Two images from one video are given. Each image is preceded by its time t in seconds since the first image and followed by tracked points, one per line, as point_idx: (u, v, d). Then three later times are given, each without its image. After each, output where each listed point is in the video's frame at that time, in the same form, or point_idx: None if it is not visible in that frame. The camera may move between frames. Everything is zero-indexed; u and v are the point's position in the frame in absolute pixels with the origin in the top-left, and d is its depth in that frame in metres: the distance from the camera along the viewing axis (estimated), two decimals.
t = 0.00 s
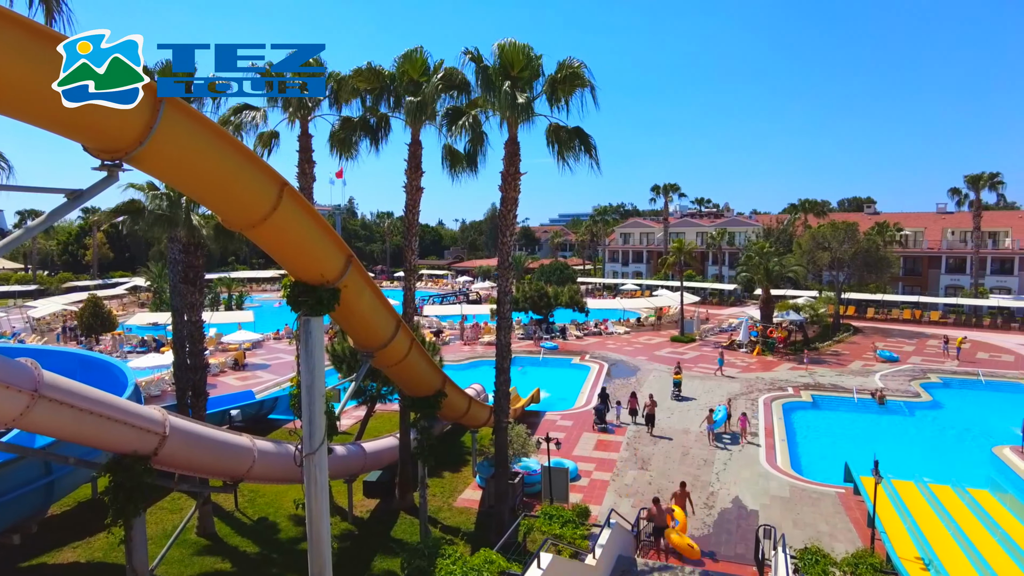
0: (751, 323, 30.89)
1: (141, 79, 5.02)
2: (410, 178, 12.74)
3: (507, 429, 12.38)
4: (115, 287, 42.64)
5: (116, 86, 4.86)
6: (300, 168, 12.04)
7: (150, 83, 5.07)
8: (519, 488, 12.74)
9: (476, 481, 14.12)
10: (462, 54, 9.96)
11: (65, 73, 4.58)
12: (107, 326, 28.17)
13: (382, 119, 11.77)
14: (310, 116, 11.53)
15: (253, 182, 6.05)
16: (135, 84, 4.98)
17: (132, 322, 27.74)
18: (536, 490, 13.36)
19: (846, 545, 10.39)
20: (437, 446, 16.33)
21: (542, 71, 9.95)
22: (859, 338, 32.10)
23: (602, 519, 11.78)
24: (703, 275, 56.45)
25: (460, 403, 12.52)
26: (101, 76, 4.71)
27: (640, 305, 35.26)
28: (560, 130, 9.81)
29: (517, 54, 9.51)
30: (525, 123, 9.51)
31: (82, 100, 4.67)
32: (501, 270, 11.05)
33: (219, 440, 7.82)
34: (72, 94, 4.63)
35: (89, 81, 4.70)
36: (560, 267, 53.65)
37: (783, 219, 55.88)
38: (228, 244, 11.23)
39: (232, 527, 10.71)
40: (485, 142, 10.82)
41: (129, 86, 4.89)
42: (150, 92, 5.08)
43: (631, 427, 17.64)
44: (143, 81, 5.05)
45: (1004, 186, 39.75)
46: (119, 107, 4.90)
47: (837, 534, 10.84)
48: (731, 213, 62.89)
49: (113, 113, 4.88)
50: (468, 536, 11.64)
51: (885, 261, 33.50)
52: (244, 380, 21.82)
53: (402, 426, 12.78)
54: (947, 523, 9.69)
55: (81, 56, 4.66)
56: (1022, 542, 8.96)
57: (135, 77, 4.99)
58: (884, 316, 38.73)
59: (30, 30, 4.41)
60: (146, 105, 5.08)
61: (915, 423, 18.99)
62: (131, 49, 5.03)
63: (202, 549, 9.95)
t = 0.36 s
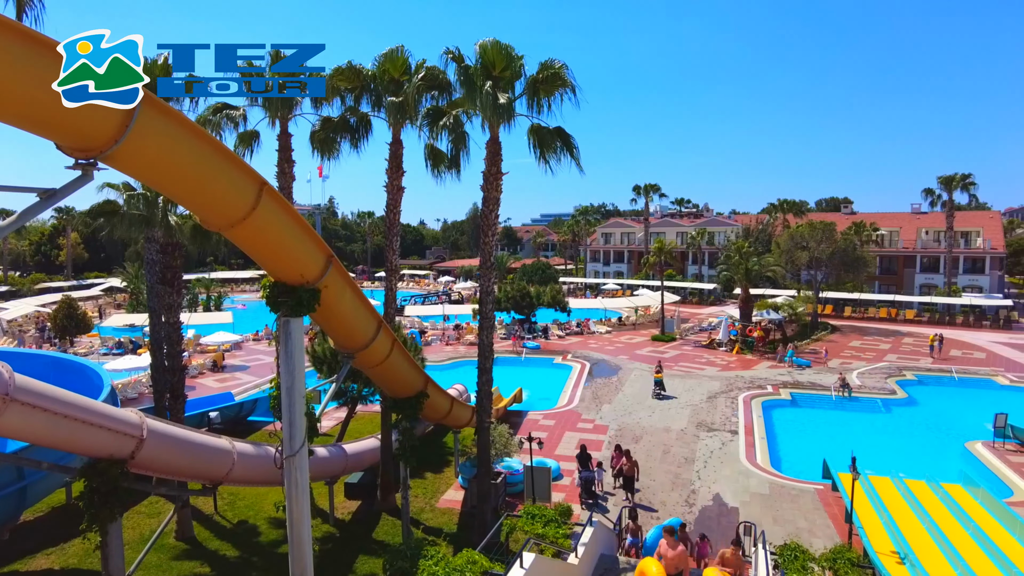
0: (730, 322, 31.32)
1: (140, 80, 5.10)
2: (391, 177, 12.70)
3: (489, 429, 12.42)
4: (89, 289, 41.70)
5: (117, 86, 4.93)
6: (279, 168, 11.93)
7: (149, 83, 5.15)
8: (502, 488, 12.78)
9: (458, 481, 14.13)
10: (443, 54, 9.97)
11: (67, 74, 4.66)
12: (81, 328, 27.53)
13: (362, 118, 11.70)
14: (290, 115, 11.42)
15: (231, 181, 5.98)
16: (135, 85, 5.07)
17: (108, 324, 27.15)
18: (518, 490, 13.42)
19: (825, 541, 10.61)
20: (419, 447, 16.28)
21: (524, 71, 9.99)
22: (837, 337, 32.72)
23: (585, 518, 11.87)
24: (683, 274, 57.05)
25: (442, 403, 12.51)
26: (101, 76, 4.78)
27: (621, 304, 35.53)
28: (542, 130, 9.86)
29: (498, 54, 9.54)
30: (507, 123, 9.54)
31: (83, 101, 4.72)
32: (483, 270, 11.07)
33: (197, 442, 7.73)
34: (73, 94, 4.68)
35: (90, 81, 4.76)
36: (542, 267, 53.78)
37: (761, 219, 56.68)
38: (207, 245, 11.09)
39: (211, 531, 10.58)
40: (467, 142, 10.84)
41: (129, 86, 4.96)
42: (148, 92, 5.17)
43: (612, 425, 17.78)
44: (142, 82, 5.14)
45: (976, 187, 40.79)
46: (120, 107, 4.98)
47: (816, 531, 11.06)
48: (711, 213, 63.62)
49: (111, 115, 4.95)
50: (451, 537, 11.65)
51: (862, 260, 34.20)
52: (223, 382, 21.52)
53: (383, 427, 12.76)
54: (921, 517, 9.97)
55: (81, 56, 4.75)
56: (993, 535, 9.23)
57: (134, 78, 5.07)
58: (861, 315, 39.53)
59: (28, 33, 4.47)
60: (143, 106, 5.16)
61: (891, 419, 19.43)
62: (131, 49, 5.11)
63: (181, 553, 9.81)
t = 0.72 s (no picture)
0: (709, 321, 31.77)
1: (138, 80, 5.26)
2: (369, 176, 12.64)
3: (469, 428, 12.43)
4: (60, 290, 40.65)
5: (117, 86, 5.06)
6: (256, 167, 11.79)
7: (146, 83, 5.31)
8: (482, 488, 12.81)
9: (439, 482, 14.12)
10: (422, 53, 9.97)
11: (70, 74, 4.75)
12: (52, 330, 26.85)
13: (339, 116, 11.62)
14: (266, 113, 11.29)
15: (206, 180, 5.92)
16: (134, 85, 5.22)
17: (79, 325, 26.52)
18: (498, 490, 13.47)
19: (802, 536, 10.84)
20: (399, 448, 16.23)
21: (503, 69, 10.02)
22: (813, 335, 33.38)
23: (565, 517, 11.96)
24: (662, 273, 57.70)
25: (421, 404, 12.49)
26: (101, 76, 4.90)
27: (600, 303, 35.80)
28: (522, 130, 9.90)
29: (477, 52, 9.55)
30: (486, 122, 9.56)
31: (85, 100, 4.81)
32: (464, 270, 11.08)
33: (174, 446, 7.64)
34: (73, 94, 4.76)
35: (90, 81, 4.86)
36: (522, 267, 53.96)
37: (739, 219, 57.57)
38: (182, 245, 10.93)
39: (188, 535, 10.43)
40: (447, 140, 10.85)
41: (128, 86, 5.11)
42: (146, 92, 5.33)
43: (592, 424, 17.94)
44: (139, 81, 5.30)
45: (945, 188, 41.93)
46: (119, 108, 5.11)
47: (792, 527, 11.29)
48: (689, 213, 64.39)
49: (108, 115, 5.05)
50: (431, 538, 11.64)
51: (837, 259, 34.95)
52: (200, 383, 21.19)
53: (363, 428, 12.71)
54: (894, 511, 10.24)
55: (81, 56, 4.89)
56: (964, 530, 9.50)
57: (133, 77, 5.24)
58: (836, 313, 40.36)
59: (26, 38, 4.56)
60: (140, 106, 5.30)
61: (865, 416, 19.89)
62: (130, 49, 5.25)
63: (156, 558, 9.66)
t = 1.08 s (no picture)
0: (688, 320, 32.16)
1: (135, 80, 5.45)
2: (349, 176, 12.57)
3: (450, 429, 12.41)
4: (30, 291, 39.59)
5: (116, 86, 5.22)
6: (233, 166, 11.64)
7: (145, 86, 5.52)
8: (463, 488, 12.82)
9: (420, 483, 14.08)
10: (402, 52, 9.95)
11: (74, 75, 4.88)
12: (22, 332, 26.15)
13: (318, 115, 11.52)
14: (243, 112, 11.15)
15: (181, 180, 5.84)
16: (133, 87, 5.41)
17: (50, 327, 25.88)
18: (480, 490, 13.49)
19: (780, 532, 11.04)
20: (380, 449, 16.15)
21: (483, 70, 10.05)
22: (789, 333, 33.99)
23: (546, 516, 12.03)
24: (641, 273, 58.22)
25: (401, 405, 12.45)
26: (100, 76, 5.06)
27: (581, 302, 35.99)
28: (502, 130, 9.94)
29: (457, 52, 9.58)
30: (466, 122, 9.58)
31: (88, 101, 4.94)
32: (444, 270, 11.09)
33: (149, 449, 7.52)
34: (73, 94, 4.88)
35: (91, 81, 5.01)
36: (502, 267, 54.00)
37: (716, 219, 58.36)
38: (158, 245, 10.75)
39: (164, 540, 10.26)
40: (427, 139, 10.85)
41: (128, 86, 5.26)
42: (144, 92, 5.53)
43: (573, 423, 18.05)
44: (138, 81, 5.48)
45: (917, 188, 43.00)
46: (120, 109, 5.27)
47: (770, 523, 11.49)
48: (668, 213, 65.08)
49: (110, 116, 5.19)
50: (412, 539, 11.62)
51: (813, 259, 35.64)
52: (176, 385, 20.81)
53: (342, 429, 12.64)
54: (870, 507, 10.50)
55: (81, 56, 5.06)
56: (936, 523, 9.80)
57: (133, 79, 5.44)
58: (812, 312, 41.14)
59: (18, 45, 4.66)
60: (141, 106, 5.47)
61: (840, 413, 20.34)
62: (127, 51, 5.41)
63: (131, 563, 9.49)
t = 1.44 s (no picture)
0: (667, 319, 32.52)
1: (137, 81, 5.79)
2: (327, 175, 12.48)
3: (430, 430, 12.41)
4: None
5: (116, 86, 5.54)
6: (210, 165, 11.49)
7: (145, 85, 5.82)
8: (444, 488, 12.82)
9: (400, 484, 14.04)
10: (381, 51, 9.91)
11: (72, 76, 5.18)
12: None
13: (296, 114, 11.43)
14: (220, 111, 11.01)
15: (157, 179, 5.78)
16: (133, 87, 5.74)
17: (20, 329, 25.19)
18: (460, 491, 13.51)
19: (758, 528, 11.26)
20: (359, 450, 16.05)
21: (462, 69, 10.06)
22: (766, 332, 34.57)
23: (527, 515, 12.10)
24: (620, 273, 58.68)
25: (381, 406, 12.42)
26: (100, 76, 5.39)
27: (561, 302, 36.14)
28: (481, 130, 9.97)
29: (436, 52, 9.57)
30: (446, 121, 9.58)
31: (87, 99, 5.15)
32: (425, 270, 11.07)
33: (123, 453, 7.39)
34: (73, 94, 5.08)
35: (90, 80, 5.27)
36: (483, 267, 54.01)
37: (694, 219, 59.10)
38: (133, 245, 10.55)
39: (139, 545, 10.10)
40: (406, 139, 10.84)
41: (127, 86, 5.60)
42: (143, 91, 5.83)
43: (554, 422, 18.16)
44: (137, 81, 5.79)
45: (890, 189, 44.05)
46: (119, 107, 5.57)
47: (749, 520, 11.71)
48: (647, 213, 65.69)
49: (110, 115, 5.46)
50: (393, 540, 11.59)
51: (789, 258, 36.27)
52: (151, 388, 20.44)
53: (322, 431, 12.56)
54: (845, 502, 10.77)
55: (81, 56, 5.39)
56: (910, 518, 10.08)
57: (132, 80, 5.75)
58: (789, 311, 41.88)
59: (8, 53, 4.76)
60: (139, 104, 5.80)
61: (816, 410, 20.76)
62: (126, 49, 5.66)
63: (105, 570, 9.32)
